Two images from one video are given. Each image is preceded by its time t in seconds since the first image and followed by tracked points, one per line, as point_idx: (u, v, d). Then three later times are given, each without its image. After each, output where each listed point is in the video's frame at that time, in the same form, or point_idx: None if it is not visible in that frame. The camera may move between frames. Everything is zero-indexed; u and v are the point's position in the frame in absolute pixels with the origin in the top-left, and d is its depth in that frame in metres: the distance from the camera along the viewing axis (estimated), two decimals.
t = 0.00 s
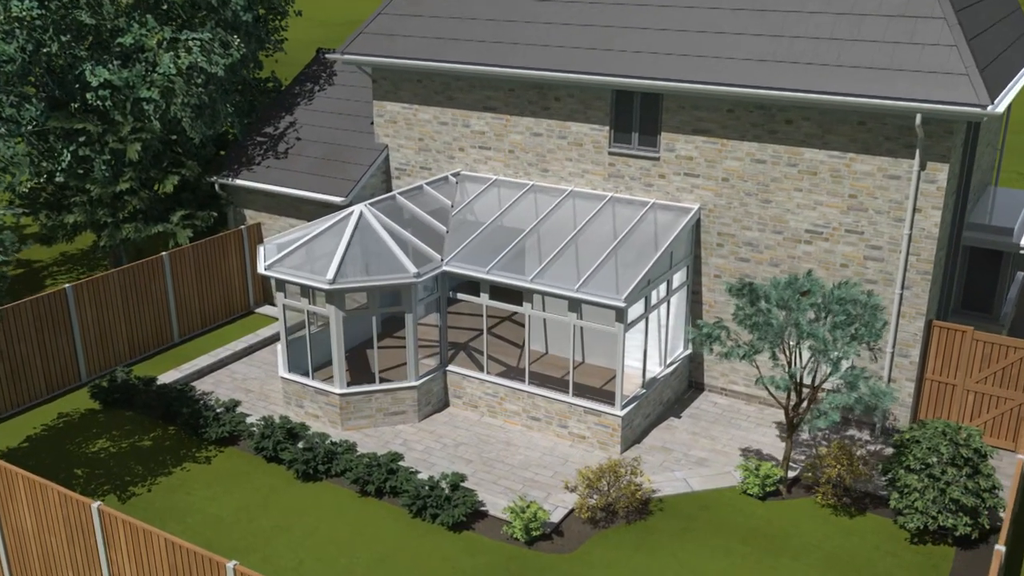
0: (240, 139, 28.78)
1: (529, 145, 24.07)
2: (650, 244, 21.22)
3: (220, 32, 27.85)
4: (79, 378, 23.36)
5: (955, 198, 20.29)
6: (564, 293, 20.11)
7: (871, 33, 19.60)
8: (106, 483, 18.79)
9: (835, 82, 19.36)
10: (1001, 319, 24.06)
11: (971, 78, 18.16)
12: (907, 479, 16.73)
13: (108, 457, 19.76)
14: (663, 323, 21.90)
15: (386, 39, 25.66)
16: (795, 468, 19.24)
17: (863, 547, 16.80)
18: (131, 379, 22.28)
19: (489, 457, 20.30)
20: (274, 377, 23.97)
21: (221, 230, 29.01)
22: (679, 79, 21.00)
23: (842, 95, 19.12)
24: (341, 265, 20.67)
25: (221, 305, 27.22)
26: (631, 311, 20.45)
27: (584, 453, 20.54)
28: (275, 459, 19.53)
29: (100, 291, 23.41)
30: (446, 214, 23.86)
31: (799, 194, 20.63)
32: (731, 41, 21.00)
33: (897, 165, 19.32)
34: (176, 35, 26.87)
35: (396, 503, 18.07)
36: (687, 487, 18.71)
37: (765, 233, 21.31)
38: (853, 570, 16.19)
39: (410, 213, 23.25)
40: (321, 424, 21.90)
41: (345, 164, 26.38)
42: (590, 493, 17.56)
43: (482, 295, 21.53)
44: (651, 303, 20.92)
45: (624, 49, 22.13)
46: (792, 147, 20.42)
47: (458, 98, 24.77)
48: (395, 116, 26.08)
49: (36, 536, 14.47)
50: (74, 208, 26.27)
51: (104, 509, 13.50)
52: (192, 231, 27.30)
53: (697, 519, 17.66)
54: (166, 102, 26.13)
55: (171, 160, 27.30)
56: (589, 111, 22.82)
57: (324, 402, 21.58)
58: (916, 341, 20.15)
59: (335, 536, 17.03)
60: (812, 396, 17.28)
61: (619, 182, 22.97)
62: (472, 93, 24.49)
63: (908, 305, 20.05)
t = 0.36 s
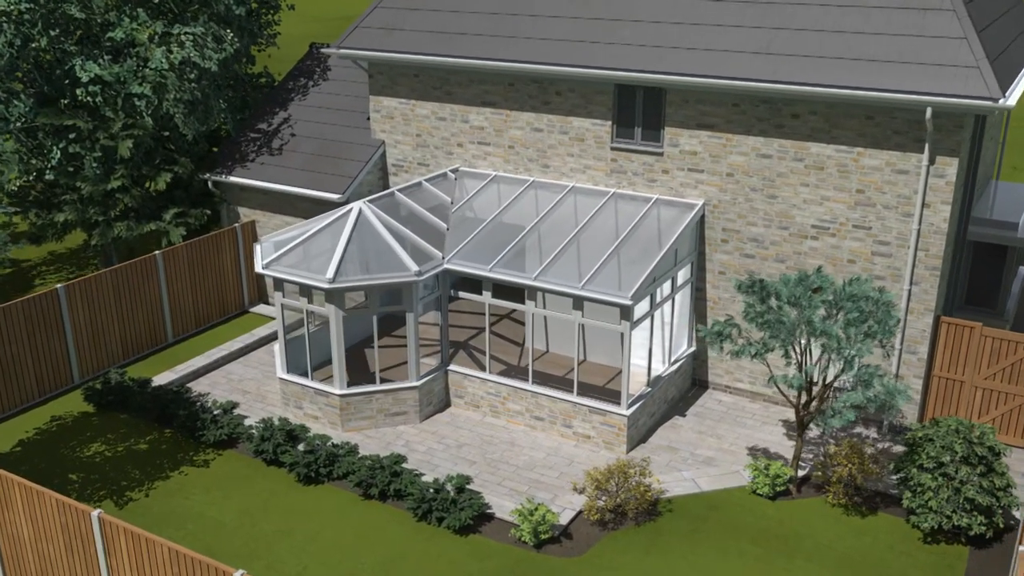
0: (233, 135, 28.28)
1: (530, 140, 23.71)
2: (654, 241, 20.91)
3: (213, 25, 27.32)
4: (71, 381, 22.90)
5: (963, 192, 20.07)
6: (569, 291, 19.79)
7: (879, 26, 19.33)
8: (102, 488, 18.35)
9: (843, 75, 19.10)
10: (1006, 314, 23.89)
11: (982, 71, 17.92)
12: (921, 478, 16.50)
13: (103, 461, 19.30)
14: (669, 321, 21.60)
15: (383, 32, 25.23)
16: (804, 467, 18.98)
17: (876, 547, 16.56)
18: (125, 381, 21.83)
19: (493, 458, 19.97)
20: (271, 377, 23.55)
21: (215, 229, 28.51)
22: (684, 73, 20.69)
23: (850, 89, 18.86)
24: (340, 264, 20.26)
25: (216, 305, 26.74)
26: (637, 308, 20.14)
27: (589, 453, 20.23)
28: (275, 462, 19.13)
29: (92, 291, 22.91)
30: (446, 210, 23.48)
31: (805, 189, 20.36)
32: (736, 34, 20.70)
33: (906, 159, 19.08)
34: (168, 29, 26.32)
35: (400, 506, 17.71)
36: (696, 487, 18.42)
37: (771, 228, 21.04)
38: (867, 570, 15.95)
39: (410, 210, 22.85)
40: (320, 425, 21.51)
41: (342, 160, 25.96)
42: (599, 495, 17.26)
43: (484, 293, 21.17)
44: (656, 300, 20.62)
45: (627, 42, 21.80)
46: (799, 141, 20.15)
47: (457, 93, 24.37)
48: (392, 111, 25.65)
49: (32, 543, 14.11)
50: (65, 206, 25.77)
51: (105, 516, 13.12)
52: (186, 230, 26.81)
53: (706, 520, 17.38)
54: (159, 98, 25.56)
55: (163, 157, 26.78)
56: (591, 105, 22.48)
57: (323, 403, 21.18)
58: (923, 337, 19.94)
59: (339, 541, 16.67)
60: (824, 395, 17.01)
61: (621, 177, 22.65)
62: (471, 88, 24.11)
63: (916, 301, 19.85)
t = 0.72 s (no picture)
0: (226, 131, 27.79)
1: (530, 135, 23.35)
2: (659, 237, 20.62)
3: (205, 20, 27.07)
4: (64, 383, 22.43)
5: (971, 186, 19.85)
6: (574, 289, 19.53)
7: (887, 18, 19.08)
8: (98, 493, 17.92)
9: (851, 69, 18.84)
10: (1011, 310, 23.73)
11: (992, 63, 17.69)
12: (935, 477, 16.32)
13: (99, 466, 18.86)
14: (674, 318, 21.31)
15: (379, 26, 24.81)
16: (813, 466, 18.74)
17: (890, 547, 16.34)
18: (119, 383, 21.39)
19: (498, 459, 19.64)
20: (268, 378, 23.14)
21: (208, 227, 28.06)
22: (689, 66, 20.38)
23: (858, 82, 18.60)
24: (340, 262, 19.86)
25: (210, 304, 26.28)
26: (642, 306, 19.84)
27: (595, 453, 19.92)
28: (275, 465, 18.73)
29: (85, 291, 22.45)
30: (445, 207, 23.10)
31: (811, 184, 20.11)
32: (741, 27, 20.42)
33: (914, 154, 18.85)
34: (159, 23, 25.89)
35: (405, 509, 17.36)
36: (705, 487, 18.14)
37: (776, 224, 20.77)
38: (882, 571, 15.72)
39: (411, 208, 22.47)
40: (320, 427, 21.12)
41: (338, 156, 25.53)
42: (608, 496, 16.95)
43: (487, 291, 20.84)
44: (662, 298, 20.32)
45: (629, 35, 21.48)
46: (805, 136, 19.88)
47: (456, 88, 23.98)
48: (388, 106, 25.25)
49: (30, 550, 13.73)
50: (55, 204, 25.31)
51: (106, 524, 12.72)
52: (179, 228, 26.41)
53: (717, 520, 17.11)
54: (150, 93, 25.16)
55: (155, 154, 26.36)
56: (593, 100, 22.15)
57: (323, 404, 20.80)
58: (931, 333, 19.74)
59: (344, 546, 16.32)
60: (835, 393, 16.77)
61: (624, 173, 22.34)
62: (470, 82, 23.73)
63: (925, 297, 19.65)
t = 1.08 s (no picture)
0: (219, 127, 27.30)
1: (531, 131, 23.01)
2: (664, 234, 20.33)
3: (197, 13, 26.62)
4: (56, 385, 21.96)
5: (979, 180, 19.66)
6: (579, 286, 19.20)
7: (895, 10, 18.86)
8: (95, 499, 17.48)
9: (858, 62, 18.59)
10: (1015, 304, 23.59)
11: (1003, 56, 17.49)
12: (949, 475, 16.13)
13: (94, 471, 18.41)
14: (680, 315, 21.02)
15: (376, 20, 24.39)
16: (823, 465, 18.51)
17: (904, 546, 16.13)
18: (113, 385, 20.92)
19: (502, 460, 19.32)
20: (265, 379, 22.73)
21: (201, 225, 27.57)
22: (693, 60, 20.08)
23: (866, 75, 18.35)
24: (340, 261, 19.45)
25: (204, 303, 25.82)
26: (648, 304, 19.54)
27: (600, 453, 19.63)
28: (276, 468, 18.35)
29: (77, 291, 21.96)
30: (445, 204, 22.72)
31: (818, 179, 19.86)
32: (745, 20, 20.13)
33: (923, 148, 18.62)
34: (151, 17, 25.40)
35: (410, 512, 17.02)
36: (714, 487, 17.87)
37: (782, 219, 20.52)
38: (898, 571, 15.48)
39: (410, 203, 22.03)
40: (319, 428, 20.74)
41: (334, 153, 25.11)
42: (617, 497, 16.64)
43: (489, 288, 20.48)
44: (667, 295, 20.04)
45: (632, 29, 21.15)
46: (811, 130, 19.62)
47: (454, 83, 23.60)
48: (385, 101, 24.84)
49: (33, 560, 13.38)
50: (45, 203, 24.81)
51: (109, 534, 12.36)
52: (171, 226, 25.96)
53: (728, 521, 16.84)
54: (141, 89, 24.67)
55: (147, 151, 25.83)
56: (595, 94, 21.82)
57: (323, 405, 20.42)
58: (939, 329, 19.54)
59: (350, 551, 15.97)
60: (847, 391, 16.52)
61: (626, 168, 22.02)
62: (469, 77, 23.35)
63: (933, 292, 19.44)
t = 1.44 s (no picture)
0: (211, 123, 26.81)
1: (531, 126, 22.67)
2: (668, 230, 20.05)
3: (189, 6, 26.07)
4: (48, 388, 21.48)
5: (986, 174, 19.46)
6: (584, 284, 18.89)
7: (903, 2, 18.62)
8: (91, 505, 17.04)
9: (867, 55, 18.34)
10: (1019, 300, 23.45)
11: (1013, 48, 17.30)
12: (964, 473, 15.94)
13: (90, 475, 17.98)
14: (685, 312, 20.75)
15: (372, 13, 23.98)
16: (833, 463, 18.28)
17: (918, 545, 15.91)
18: (107, 387, 20.46)
19: (507, 461, 19.01)
20: (262, 380, 22.32)
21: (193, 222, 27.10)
22: (698, 53, 19.78)
23: (875, 68, 18.11)
24: (340, 259, 19.06)
25: (197, 303, 25.36)
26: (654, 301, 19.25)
27: (606, 453, 19.35)
28: (277, 472, 17.98)
29: (68, 292, 21.47)
30: (445, 200, 22.35)
31: (824, 173, 19.61)
32: (750, 12, 19.86)
33: (931, 142, 18.41)
34: (142, 9, 24.81)
35: (415, 516, 16.69)
36: (723, 487, 17.62)
37: (787, 215, 20.27)
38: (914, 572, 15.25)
39: (409, 200, 21.63)
40: (319, 430, 20.37)
41: (330, 149, 24.69)
42: (627, 498, 16.35)
43: (492, 287, 20.14)
44: (673, 292, 19.76)
45: (635, 21, 20.84)
46: (818, 124, 19.36)
47: (453, 77, 23.22)
48: (381, 96, 24.43)
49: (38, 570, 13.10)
50: (34, 201, 24.26)
51: (111, 543, 12.05)
52: (164, 224, 25.50)
53: (739, 521, 16.59)
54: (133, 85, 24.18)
55: (139, 148, 25.31)
56: (597, 88, 21.50)
57: (323, 406, 20.04)
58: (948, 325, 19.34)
59: (356, 557, 15.65)
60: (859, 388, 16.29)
61: (629, 163, 21.72)
62: (468, 71, 22.98)
63: (941, 288, 19.24)
